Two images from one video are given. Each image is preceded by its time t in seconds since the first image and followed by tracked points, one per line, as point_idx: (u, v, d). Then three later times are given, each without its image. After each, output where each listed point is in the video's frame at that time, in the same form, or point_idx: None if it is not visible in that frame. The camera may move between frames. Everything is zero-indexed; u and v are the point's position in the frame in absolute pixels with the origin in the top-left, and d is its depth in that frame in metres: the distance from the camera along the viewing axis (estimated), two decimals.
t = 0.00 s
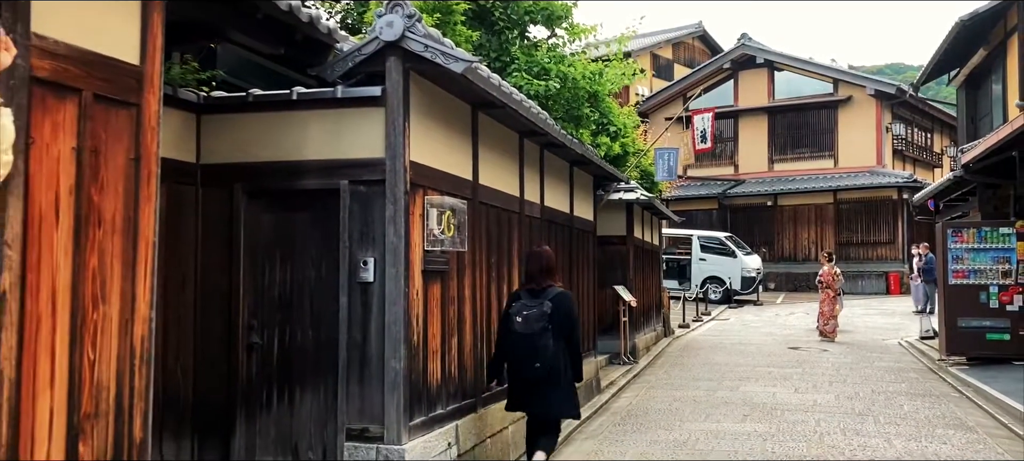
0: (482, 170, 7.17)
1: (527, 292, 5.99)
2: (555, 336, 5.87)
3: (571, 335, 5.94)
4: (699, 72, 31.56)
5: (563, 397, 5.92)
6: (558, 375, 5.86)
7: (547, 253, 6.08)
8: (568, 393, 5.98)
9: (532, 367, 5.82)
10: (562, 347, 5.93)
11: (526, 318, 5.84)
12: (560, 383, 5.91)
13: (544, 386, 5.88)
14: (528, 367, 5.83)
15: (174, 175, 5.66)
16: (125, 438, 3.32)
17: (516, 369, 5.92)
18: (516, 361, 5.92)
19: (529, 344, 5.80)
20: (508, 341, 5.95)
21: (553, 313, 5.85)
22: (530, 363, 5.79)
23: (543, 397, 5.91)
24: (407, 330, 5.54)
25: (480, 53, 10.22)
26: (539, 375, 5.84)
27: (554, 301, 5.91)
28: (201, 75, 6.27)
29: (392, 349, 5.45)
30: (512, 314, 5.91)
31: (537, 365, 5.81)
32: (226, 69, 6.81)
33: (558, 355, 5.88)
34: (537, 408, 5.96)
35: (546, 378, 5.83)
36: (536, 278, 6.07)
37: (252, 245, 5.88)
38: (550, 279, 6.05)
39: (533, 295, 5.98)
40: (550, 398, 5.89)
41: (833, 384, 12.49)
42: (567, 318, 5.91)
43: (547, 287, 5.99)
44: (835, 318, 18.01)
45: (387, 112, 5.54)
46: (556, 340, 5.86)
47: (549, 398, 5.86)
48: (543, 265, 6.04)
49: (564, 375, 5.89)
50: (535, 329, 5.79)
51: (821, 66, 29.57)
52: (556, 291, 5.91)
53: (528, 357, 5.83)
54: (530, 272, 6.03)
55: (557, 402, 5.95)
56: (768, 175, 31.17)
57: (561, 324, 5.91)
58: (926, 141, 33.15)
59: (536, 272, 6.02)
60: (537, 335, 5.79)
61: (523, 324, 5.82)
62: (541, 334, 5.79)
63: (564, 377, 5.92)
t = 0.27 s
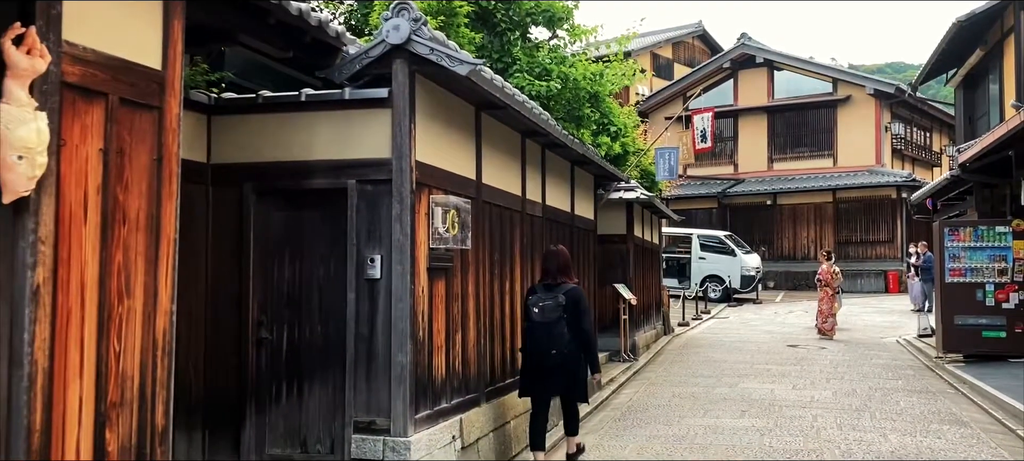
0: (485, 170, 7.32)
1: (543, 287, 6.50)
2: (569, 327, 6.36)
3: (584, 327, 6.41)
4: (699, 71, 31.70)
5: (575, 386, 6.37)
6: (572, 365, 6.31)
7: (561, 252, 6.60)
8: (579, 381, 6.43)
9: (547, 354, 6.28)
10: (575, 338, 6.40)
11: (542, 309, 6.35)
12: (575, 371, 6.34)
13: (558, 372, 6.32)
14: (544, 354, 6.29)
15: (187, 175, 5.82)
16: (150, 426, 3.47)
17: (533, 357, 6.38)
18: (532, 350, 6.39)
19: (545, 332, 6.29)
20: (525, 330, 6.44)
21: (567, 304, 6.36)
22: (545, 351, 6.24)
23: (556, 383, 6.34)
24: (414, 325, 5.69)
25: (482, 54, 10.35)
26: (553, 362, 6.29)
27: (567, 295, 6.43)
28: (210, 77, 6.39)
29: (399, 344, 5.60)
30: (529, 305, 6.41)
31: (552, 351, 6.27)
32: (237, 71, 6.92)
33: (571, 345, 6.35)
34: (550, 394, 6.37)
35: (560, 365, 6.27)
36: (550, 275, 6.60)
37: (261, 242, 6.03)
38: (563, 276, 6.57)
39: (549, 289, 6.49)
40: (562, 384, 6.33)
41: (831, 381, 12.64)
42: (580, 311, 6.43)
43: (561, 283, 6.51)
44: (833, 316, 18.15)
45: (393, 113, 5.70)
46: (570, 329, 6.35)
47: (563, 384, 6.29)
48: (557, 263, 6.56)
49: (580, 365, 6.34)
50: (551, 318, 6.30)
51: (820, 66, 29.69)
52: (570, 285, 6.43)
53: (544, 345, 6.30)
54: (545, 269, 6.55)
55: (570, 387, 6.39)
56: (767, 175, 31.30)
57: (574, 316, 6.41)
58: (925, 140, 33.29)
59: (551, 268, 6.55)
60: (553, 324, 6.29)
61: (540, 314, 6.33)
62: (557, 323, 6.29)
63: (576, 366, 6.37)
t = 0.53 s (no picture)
0: (488, 170, 7.46)
1: (561, 283, 6.71)
2: (587, 322, 6.58)
3: (601, 321, 6.65)
4: (699, 71, 31.84)
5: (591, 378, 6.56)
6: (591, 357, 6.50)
7: (577, 249, 6.81)
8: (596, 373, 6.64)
9: (567, 348, 6.48)
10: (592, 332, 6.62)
11: (562, 304, 6.55)
12: (592, 363, 6.57)
13: (577, 364, 6.52)
14: (563, 347, 6.49)
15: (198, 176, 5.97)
16: (172, 418, 3.62)
17: (552, 350, 6.57)
18: (551, 343, 6.58)
19: (565, 327, 6.48)
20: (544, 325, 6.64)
21: (585, 300, 6.58)
22: (564, 344, 6.43)
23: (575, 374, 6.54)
24: (420, 322, 5.84)
25: (484, 56, 10.45)
26: (572, 354, 6.49)
27: (584, 291, 6.66)
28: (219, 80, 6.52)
29: (406, 341, 5.75)
30: (549, 301, 6.61)
31: (571, 345, 6.47)
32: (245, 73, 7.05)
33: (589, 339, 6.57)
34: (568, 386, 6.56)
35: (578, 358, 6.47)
36: (567, 272, 6.82)
37: (271, 242, 6.17)
38: (580, 272, 6.79)
39: (566, 286, 6.70)
40: (581, 375, 6.52)
41: (828, 379, 12.79)
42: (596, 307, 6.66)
43: (578, 279, 6.73)
44: (832, 314, 18.30)
45: (400, 115, 5.84)
46: (588, 324, 6.57)
47: (582, 375, 6.49)
48: (573, 260, 6.77)
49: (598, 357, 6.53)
50: (571, 313, 6.49)
51: (819, 65, 29.82)
52: (586, 282, 6.66)
53: (563, 338, 6.50)
54: (563, 266, 6.76)
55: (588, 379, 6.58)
56: (767, 174, 31.43)
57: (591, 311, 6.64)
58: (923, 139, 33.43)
59: (568, 266, 6.76)
60: (572, 319, 6.49)
61: (560, 310, 6.51)
62: (576, 319, 6.49)
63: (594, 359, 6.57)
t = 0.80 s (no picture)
0: (494, 171, 7.60)
1: (574, 281, 7.00)
2: (599, 318, 6.87)
3: (612, 318, 6.94)
4: (699, 71, 31.97)
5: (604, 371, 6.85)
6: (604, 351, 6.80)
7: (590, 250, 7.12)
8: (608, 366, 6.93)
9: (580, 341, 6.78)
10: (605, 327, 6.92)
11: (576, 301, 6.85)
12: (604, 357, 6.86)
13: (590, 358, 6.83)
14: (577, 340, 6.79)
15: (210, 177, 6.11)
16: (193, 413, 3.75)
17: (567, 344, 6.87)
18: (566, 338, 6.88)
19: (579, 322, 6.77)
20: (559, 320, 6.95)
21: (598, 297, 6.88)
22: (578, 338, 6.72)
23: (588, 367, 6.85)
24: (428, 321, 5.97)
25: (489, 59, 10.64)
26: (586, 348, 6.78)
27: (597, 288, 6.95)
28: (229, 84, 6.64)
29: (414, 339, 5.87)
30: (563, 298, 6.91)
31: (585, 339, 6.76)
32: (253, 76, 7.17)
33: (602, 333, 6.87)
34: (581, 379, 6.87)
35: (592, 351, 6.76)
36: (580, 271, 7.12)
37: (282, 241, 6.31)
38: (593, 270, 7.09)
39: (579, 283, 7.00)
40: (594, 368, 6.83)
41: (828, 377, 12.92)
42: (608, 304, 6.96)
43: (591, 277, 7.03)
44: (832, 313, 18.42)
45: (407, 118, 5.97)
46: (601, 320, 6.86)
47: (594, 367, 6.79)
48: (587, 259, 7.07)
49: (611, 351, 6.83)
50: (584, 309, 6.79)
51: (819, 65, 29.94)
52: (599, 280, 6.95)
53: (578, 333, 6.79)
54: (576, 264, 7.05)
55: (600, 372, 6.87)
56: (767, 173, 31.55)
57: (603, 308, 6.94)
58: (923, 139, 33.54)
59: (583, 265, 7.07)
60: (585, 315, 6.78)
61: (574, 305, 6.81)
62: (588, 315, 6.78)
63: (606, 353, 6.87)
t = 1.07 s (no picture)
0: (502, 169, 7.74)
1: (587, 277, 7.52)
2: (611, 311, 7.37)
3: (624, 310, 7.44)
4: (700, 70, 32.09)
5: (616, 360, 7.39)
6: (616, 342, 7.31)
7: (603, 247, 7.62)
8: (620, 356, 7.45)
9: (594, 333, 7.30)
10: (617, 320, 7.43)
11: (589, 295, 7.37)
12: (616, 347, 7.36)
13: (603, 348, 7.35)
14: (590, 333, 7.32)
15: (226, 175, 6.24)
16: (220, 402, 3.90)
17: (582, 336, 7.42)
18: (581, 330, 7.43)
19: (592, 315, 7.31)
20: (574, 313, 7.47)
21: (609, 292, 7.38)
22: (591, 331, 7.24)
23: (601, 357, 7.38)
24: (439, 315, 6.11)
25: (495, 59, 10.79)
26: (599, 339, 7.31)
27: (609, 283, 7.47)
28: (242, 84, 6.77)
29: (426, 333, 6.01)
30: (577, 292, 7.43)
31: (598, 330, 7.29)
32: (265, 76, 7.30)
33: (615, 325, 7.38)
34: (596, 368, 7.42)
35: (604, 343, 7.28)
36: (594, 267, 7.64)
37: (296, 238, 6.45)
38: (605, 266, 7.61)
39: (592, 279, 7.50)
40: (608, 358, 7.35)
41: (829, 373, 13.06)
42: (620, 298, 7.47)
43: (603, 272, 7.54)
44: (833, 311, 18.56)
45: (419, 118, 6.10)
46: (613, 313, 7.37)
47: (606, 356, 7.33)
48: (599, 256, 7.59)
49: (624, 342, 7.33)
50: (596, 303, 7.31)
51: (821, 64, 30.05)
52: (611, 275, 7.46)
53: (591, 325, 7.33)
54: (589, 261, 7.57)
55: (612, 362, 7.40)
56: (768, 172, 31.67)
57: (615, 301, 7.43)
58: (924, 137, 33.66)
59: (595, 261, 7.58)
60: (598, 308, 7.29)
61: (587, 300, 7.34)
62: (601, 308, 7.30)
63: (619, 343, 7.37)
